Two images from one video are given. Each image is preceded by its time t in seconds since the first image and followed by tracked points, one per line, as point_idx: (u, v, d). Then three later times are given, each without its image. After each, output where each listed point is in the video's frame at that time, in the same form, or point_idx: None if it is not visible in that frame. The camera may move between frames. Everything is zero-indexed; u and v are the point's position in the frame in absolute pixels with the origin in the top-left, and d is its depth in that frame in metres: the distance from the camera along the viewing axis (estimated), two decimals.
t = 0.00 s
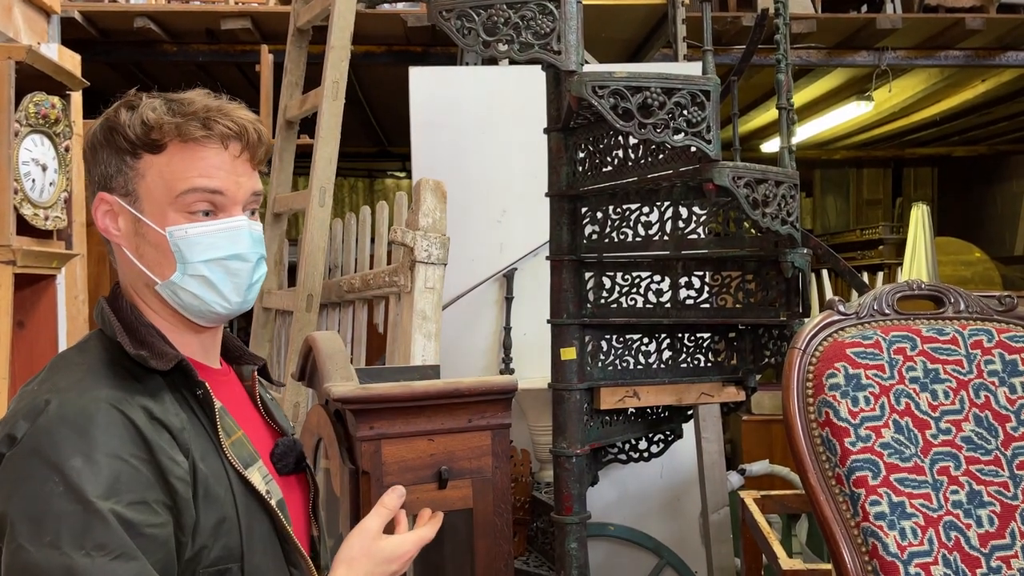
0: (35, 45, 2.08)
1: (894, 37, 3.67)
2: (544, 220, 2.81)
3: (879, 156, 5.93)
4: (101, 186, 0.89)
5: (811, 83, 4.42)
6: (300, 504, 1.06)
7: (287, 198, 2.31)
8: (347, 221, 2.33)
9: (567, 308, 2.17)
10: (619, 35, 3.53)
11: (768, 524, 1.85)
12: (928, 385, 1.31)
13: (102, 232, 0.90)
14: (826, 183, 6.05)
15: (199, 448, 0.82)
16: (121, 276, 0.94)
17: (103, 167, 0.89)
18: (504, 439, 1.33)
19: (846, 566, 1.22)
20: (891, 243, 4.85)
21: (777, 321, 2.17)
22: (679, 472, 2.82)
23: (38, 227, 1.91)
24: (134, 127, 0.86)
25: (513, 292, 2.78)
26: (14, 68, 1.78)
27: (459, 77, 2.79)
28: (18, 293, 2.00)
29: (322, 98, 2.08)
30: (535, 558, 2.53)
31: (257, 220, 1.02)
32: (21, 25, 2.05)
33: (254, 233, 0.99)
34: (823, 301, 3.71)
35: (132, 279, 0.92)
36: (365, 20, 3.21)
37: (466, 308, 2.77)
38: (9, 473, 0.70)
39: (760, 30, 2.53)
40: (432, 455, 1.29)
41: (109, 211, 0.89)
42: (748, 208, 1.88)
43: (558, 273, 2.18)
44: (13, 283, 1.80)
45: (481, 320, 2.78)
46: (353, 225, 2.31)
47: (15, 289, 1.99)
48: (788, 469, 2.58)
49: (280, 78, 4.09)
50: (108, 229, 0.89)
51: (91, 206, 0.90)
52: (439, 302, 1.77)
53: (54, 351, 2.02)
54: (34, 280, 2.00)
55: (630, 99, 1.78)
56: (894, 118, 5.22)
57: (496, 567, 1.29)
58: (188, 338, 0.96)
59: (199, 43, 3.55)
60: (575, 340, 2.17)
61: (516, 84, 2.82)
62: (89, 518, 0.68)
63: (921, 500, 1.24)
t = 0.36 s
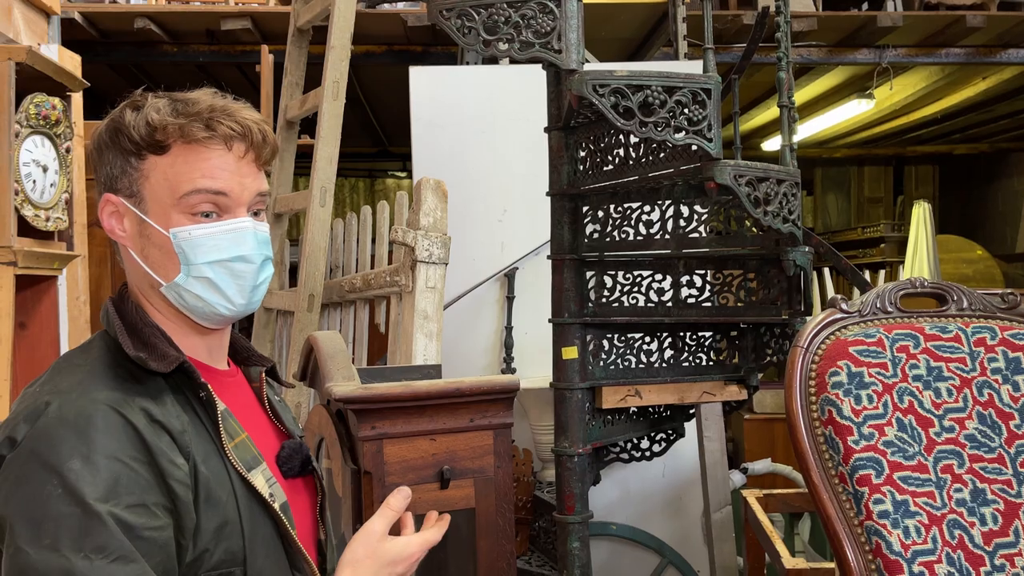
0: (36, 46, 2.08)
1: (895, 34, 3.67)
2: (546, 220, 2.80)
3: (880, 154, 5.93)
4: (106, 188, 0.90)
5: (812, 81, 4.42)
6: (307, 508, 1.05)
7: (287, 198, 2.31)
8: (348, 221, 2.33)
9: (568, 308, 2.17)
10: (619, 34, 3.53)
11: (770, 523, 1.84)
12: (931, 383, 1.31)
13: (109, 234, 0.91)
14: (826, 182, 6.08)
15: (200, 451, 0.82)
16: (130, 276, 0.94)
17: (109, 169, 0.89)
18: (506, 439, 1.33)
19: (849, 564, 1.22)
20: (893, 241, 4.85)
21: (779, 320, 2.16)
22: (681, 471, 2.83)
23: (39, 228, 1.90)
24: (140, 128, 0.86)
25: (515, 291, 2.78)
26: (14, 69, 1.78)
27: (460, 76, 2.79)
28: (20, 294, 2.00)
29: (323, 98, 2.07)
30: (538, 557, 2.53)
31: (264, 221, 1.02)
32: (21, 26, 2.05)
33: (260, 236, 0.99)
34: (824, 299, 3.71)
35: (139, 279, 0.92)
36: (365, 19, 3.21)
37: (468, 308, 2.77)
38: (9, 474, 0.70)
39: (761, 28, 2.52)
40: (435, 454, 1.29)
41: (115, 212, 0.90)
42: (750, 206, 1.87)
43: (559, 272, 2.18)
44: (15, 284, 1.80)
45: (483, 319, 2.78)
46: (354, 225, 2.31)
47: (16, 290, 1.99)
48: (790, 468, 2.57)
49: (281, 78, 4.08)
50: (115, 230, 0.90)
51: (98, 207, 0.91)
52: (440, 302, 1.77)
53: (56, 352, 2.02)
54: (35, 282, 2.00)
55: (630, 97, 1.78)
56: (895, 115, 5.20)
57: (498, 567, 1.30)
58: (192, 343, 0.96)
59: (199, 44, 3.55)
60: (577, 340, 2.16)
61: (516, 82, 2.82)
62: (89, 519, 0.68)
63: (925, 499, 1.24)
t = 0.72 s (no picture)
0: (35, 47, 2.08)
1: (895, 31, 3.67)
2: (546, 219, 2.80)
3: (881, 151, 5.92)
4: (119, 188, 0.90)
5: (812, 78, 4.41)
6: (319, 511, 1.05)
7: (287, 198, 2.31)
8: (348, 220, 2.33)
9: (569, 307, 2.17)
10: (619, 32, 3.52)
11: (770, 521, 1.84)
12: (931, 380, 1.31)
13: (120, 234, 0.91)
14: (828, 179, 6.07)
15: (204, 450, 0.82)
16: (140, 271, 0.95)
17: (123, 170, 0.89)
18: (506, 438, 1.33)
19: (850, 563, 1.22)
20: (894, 239, 4.84)
21: (780, 318, 2.16)
22: (682, 470, 2.83)
23: (39, 228, 1.90)
24: (153, 133, 0.85)
25: (515, 290, 2.78)
26: (13, 69, 1.77)
27: (460, 74, 2.79)
28: (20, 295, 2.00)
29: (322, 97, 2.07)
30: (539, 556, 2.53)
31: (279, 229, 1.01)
32: (20, 26, 2.05)
33: (268, 244, 0.98)
34: (824, 297, 3.71)
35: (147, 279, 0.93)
36: (365, 19, 3.21)
37: (468, 307, 2.77)
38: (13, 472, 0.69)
39: (761, 26, 2.52)
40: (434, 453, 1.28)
41: (126, 214, 0.90)
42: (750, 203, 1.87)
43: (559, 271, 2.18)
44: (15, 284, 1.80)
45: (483, 318, 2.78)
46: (354, 224, 2.31)
47: (16, 290, 1.99)
48: (791, 466, 2.57)
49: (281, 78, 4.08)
50: (125, 231, 0.90)
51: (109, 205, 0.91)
52: (440, 301, 1.77)
53: (56, 352, 2.02)
54: (35, 282, 2.00)
55: (630, 95, 1.78)
56: (896, 112, 5.19)
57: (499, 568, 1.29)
58: (197, 343, 0.97)
59: (199, 43, 3.55)
60: (578, 339, 2.16)
61: (516, 81, 2.81)
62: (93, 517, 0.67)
63: (925, 496, 1.24)
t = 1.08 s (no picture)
0: (35, 47, 2.08)
1: (896, 28, 3.66)
2: (546, 217, 2.80)
3: (882, 149, 5.91)
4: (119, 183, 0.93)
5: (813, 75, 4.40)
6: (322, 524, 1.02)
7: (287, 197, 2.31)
8: (347, 220, 2.33)
9: (569, 305, 2.17)
10: (619, 30, 3.51)
11: (771, 520, 1.84)
12: (930, 379, 1.30)
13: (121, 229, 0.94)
14: (829, 177, 6.06)
15: (191, 468, 0.81)
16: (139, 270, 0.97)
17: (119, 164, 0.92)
18: (506, 437, 1.33)
19: (849, 562, 1.22)
20: (895, 236, 4.84)
21: (780, 316, 2.17)
22: (683, 469, 2.82)
23: (39, 229, 1.90)
24: (138, 121, 0.87)
25: (516, 289, 2.78)
26: (13, 70, 1.77)
27: (460, 73, 2.78)
28: (20, 295, 2.00)
29: (321, 97, 2.07)
30: (540, 555, 2.52)
31: (276, 224, 0.97)
32: (20, 27, 2.04)
33: (249, 240, 0.93)
34: (825, 295, 3.70)
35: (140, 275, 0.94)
36: (364, 18, 3.20)
37: (469, 306, 2.77)
38: None
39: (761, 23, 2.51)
40: (434, 453, 1.28)
41: (124, 208, 0.93)
42: (749, 202, 1.87)
43: (560, 270, 2.18)
44: (15, 285, 1.80)
45: (484, 318, 2.78)
46: (353, 224, 2.31)
47: (17, 291, 1.98)
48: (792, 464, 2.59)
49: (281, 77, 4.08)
50: (123, 226, 0.93)
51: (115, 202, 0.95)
52: (439, 301, 1.77)
53: (58, 353, 2.02)
54: (35, 282, 2.00)
55: (629, 95, 1.78)
56: (897, 109, 5.18)
57: (499, 566, 1.30)
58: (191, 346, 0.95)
59: (199, 43, 3.55)
60: (578, 337, 2.16)
61: (516, 80, 2.81)
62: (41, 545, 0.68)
63: (924, 495, 1.23)
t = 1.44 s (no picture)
0: (36, 47, 2.08)
1: (897, 26, 3.66)
2: (547, 216, 2.80)
3: (883, 146, 5.91)
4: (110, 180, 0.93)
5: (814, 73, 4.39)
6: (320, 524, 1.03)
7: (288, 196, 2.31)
8: (348, 219, 2.33)
9: (570, 303, 2.17)
10: (619, 28, 3.51)
11: (773, 518, 1.84)
12: (930, 377, 1.30)
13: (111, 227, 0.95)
14: (830, 174, 6.05)
15: (189, 472, 0.81)
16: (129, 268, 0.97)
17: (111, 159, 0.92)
18: (507, 436, 1.34)
19: (850, 559, 1.22)
20: (896, 234, 4.83)
21: (780, 314, 2.16)
22: (685, 467, 2.83)
23: (41, 228, 1.90)
24: (130, 115, 0.87)
25: (516, 288, 2.79)
26: (14, 70, 1.77)
27: (460, 72, 2.78)
28: (22, 295, 2.00)
29: (321, 96, 2.07)
30: (542, 553, 2.53)
31: (268, 224, 0.98)
32: (21, 27, 2.05)
33: (242, 238, 0.93)
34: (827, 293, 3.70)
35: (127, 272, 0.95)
36: (364, 16, 3.20)
37: (470, 305, 2.77)
38: None
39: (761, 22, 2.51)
40: (435, 452, 1.29)
41: (114, 205, 0.94)
42: (749, 200, 1.87)
43: (560, 268, 2.18)
44: (17, 285, 1.80)
45: (485, 316, 2.78)
46: (353, 223, 2.32)
47: (19, 290, 1.99)
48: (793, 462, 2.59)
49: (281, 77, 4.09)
50: (113, 223, 0.94)
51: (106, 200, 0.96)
52: (440, 300, 1.77)
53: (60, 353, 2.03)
54: (38, 282, 2.00)
55: (630, 92, 1.77)
56: (899, 107, 5.18)
57: (499, 564, 1.30)
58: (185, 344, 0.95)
59: (199, 43, 3.55)
60: (579, 335, 2.16)
61: (516, 78, 2.81)
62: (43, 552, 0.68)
63: (924, 492, 1.24)
